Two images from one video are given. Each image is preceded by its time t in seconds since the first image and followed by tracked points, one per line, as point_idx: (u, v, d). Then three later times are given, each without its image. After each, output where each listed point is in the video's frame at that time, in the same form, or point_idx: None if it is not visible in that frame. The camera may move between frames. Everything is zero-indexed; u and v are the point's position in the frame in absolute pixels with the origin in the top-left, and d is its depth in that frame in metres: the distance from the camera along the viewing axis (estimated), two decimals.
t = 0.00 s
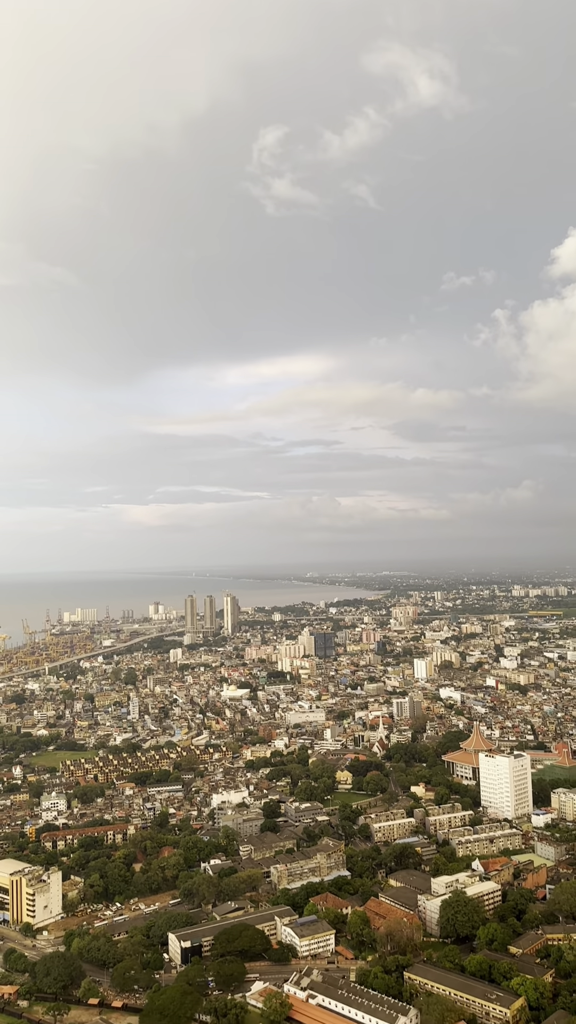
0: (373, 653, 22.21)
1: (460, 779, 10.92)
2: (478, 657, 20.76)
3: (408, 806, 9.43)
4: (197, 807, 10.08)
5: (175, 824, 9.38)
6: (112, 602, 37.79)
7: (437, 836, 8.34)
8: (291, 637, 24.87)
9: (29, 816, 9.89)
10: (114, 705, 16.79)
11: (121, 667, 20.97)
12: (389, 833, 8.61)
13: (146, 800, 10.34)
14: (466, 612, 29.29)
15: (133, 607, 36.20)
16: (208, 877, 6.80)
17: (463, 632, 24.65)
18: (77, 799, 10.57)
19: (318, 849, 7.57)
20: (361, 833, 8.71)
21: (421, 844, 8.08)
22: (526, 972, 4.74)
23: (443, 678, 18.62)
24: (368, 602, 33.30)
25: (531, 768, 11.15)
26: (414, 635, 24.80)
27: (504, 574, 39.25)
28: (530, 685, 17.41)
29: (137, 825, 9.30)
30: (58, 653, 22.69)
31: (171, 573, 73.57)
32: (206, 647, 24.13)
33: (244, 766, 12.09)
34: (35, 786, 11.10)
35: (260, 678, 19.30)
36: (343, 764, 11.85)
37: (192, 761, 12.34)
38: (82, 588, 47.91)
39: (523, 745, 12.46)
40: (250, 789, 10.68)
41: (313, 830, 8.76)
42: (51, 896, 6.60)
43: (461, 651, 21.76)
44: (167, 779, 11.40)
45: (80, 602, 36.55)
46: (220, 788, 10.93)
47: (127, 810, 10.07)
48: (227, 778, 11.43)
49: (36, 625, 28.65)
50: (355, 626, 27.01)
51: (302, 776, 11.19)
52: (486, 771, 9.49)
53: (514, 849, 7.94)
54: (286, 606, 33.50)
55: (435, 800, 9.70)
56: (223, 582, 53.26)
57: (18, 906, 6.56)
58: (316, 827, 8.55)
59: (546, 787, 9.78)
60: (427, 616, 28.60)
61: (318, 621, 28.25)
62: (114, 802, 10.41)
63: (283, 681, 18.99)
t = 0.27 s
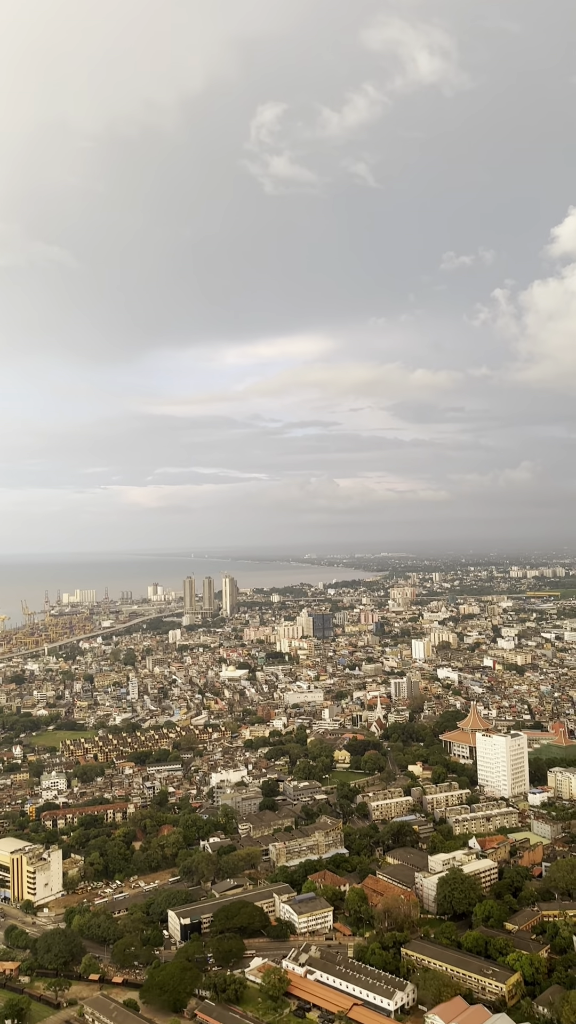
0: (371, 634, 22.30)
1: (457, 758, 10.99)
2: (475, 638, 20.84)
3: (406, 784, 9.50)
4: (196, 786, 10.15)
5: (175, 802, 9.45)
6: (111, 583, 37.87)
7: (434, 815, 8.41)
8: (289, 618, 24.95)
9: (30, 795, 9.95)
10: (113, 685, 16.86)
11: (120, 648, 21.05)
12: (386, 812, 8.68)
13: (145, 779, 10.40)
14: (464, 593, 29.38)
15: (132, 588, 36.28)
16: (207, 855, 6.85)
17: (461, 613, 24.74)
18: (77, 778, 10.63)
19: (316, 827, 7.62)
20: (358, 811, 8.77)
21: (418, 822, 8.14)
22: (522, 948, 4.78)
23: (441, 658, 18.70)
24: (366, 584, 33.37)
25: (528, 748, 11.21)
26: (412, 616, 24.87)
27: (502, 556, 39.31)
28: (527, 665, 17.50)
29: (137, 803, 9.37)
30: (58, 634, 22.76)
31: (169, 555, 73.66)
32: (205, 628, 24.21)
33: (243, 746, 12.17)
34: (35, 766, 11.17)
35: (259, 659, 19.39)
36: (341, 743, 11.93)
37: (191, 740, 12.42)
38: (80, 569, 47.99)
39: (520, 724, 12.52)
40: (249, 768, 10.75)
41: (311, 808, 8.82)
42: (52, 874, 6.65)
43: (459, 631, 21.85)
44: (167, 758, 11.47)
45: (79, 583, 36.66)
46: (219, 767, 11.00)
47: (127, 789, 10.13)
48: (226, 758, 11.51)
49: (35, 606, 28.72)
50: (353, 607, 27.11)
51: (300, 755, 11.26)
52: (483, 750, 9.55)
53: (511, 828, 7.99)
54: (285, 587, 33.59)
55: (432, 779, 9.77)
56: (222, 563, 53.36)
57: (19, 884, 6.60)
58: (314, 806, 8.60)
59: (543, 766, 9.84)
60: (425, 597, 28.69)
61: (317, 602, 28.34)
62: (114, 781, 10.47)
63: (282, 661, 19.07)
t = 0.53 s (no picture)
0: (369, 616, 22.34)
1: (454, 738, 11.05)
2: (473, 619, 20.90)
3: (403, 764, 9.56)
4: (195, 765, 10.20)
5: (174, 782, 9.50)
6: (109, 565, 37.89)
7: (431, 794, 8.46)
8: (288, 600, 24.99)
9: (29, 776, 9.99)
10: (112, 666, 16.92)
11: (119, 629, 21.11)
12: (383, 791, 8.73)
13: (144, 760, 10.45)
14: (462, 575, 29.45)
15: (131, 570, 36.29)
16: (206, 834, 6.89)
17: (459, 594, 24.80)
18: (76, 759, 10.68)
19: (315, 806, 7.67)
20: (356, 791, 8.83)
21: (416, 801, 8.20)
22: (518, 924, 4.82)
23: (438, 639, 18.77)
24: (365, 566, 33.40)
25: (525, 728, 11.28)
26: (410, 597, 24.94)
27: (499, 538, 39.36)
28: (524, 646, 17.56)
29: (136, 783, 9.42)
30: (57, 615, 22.80)
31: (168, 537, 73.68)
32: (204, 610, 24.27)
33: (242, 726, 12.22)
34: (35, 746, 11.23)
35: (258, 640, 19.45)
36: (339, 724, 11.99)
37: (190, 720, 12.47)
38: (79, 552, 48.01)
39: (516, 705, 12.59)
40: (247, 748, 10.80)
41: (310, 788, 8.88)
42: (52, 853, 6.68)
43: (457, 613, 21.91)
44: (166, 738, 11.53)
45: (78, 565, 36.70)
46: (218, 747, 11.06)
47: (126, 769, 10.18)
48: (225, 738, 11.57)
49: (34, 588, 28.75)
50: (352, 589, 27.17)
51: (298, 735, 11.32)
52: (479, 730, 9.59)
53: (507, 807, 8.05)
54: (283, 569, 33.64)
55: (429, 758, 9.82)
56: (221, 545, 53.40)
57: (19, 863, 6.64)
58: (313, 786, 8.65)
59: (539, 746, 9.90)
60: (423, 579, 28.75)
61: (315, 584, 28.39)
62: (113, 761, 10.53)
63: (280, 643, 19.13)
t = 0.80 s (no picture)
0: (367, 597, 22.38)
1: (451, 718, 11.11)
2: (471, 600, 20.95)
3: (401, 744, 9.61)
4: (194, 745, 10.25)
5: (173, 761, 9.55)
6: (108, 546, 37.90)
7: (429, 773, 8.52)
8: (286, 581, 25.03)
9: (30, 755, 10.04)
10: (112, 647, 16.99)
11: (118, 610, 21.17)
12: (381, 771, 8.78)
13: (143, 739, 10.50)
14: (460, 556, 29.48)
15: (130, 551, 36.32)
16: (205, 813, 6.93)
17: (457, 575, 24.83)
18: (76, 739, 10.73)
19: (313, 785, 7.71)
20: (354, 770, 8.88)
21: (413, 780, 8.25)
22: (514, 902, 4.85)
23: (437, 620, 18.83)
24: (363, 547, 33.44)
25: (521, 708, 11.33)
26: (408, 578, 24.97)
27: (498, 520, 39.39)
28: (521, 627, 17.62)
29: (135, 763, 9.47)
30: (56, 596, 22.83)
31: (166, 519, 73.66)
32: (203, 591, 24.31)
33: (240, 706, 12.28)
34: (35, 726, 11.28)
35: (256, 621, 19.50)
36: (337, 704, 12.05)
37: (189, 701, 12.53)
38: (78, 533, 48.01)
39: (514, 685, 12.65)
40: (246, 728, 10.86)
41: (308, 767, 8.93)
42: (52, 832, 6.72)
43: (455, 594, 21.95)
44: (165, 719, 11.58)
45: (77, 547, 36.72)
46: (217, 727, 11.11)
47: (126, 748, 10.23)
48: (223, 718, 11.62)
49: (33, 569, 28.77)
50: (350, 570, 27.19)
51: (297, 715, 11.37)
52: (477, 710, 9.64)
53: (504, 786, 8.10)
54: (282, 551, 33.66)
55: (427, 738, 9.88)
56: (220, 526, 53.43)
57: (20, 841, 6.69)
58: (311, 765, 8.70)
59: (536, 725, 9.95)
60: (421, 561, 28.79)
61: (314, 565, 28.41)
62: (113, 741, 10.58)
63: (279, 624, 19.20)
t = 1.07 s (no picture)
0: (366, 576, 22.41)
1: (449, 695, 11.18)
2: (469, 579, 21.00)
3: (400, 721, 9.67)
4: (194, 722, 10.33)
5: (173, 738, 9.62)
6: (108, 525, 37.90)
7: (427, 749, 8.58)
8: (285, 560, 25.06)
9: (30, 732, 10.11)
10: (112, 625, 17.04)
11: (118, 588, 21.21)
12: (379, 747, 8.84)
13: (143, 717, 10.57)
14: (459, 535, 29.50)
15: (129, 530, 36.33)
16: (204, 788, 6.98)
17: (455, 554, 24.87)
18: (76, 716, 10.80)
19: (311, 761, 7.77)
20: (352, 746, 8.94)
21: (411, 757, 8.32)
22: (511, 876, 4.89)
23: (435, 599, 18.87)
24: (362, 526, 33.46)
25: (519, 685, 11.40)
26: (407, 557, 25.02)
27: (497, 499, 39.37)
28: (519, 605, 17.67)
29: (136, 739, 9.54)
30: (56, 575, 22.87)
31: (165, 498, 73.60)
32: (202, 570, 24.36)
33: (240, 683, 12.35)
34: (36, 703, 11.34)
35: (255, 599, 19.56)
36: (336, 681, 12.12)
37: (189, 678, 12.59)
38: (77, 511, 47.99)
39: (511, 663, 12.71)
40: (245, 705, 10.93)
41: (307, 743, 8.99)
42: (53, 808, 6.77)
43: (453, 572, 21.99)
44: (165, 696, 11.65)
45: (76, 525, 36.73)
46: (217, 704, 11.18)
47: (127, 725, 10.30)
48: (223, 695, 11.70)
49: (32, 548, 28.80)
50: (349, 549, 27.21)
51: (296, 693, 11.44)
52: (475, 687, 9.68)
53: (501, 762, 8.16)
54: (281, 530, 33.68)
55: (424, 715, 9.95)
56: (219, 505, 53.39)
57: (21, 817, 6.74)
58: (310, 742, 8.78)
59: (534, 703, 10.01)
60: (420, 539, 28.81)
61: (313, 544, 28.44)
62: (113, 718, 10.65)
63: (278, 602, 19.25)
